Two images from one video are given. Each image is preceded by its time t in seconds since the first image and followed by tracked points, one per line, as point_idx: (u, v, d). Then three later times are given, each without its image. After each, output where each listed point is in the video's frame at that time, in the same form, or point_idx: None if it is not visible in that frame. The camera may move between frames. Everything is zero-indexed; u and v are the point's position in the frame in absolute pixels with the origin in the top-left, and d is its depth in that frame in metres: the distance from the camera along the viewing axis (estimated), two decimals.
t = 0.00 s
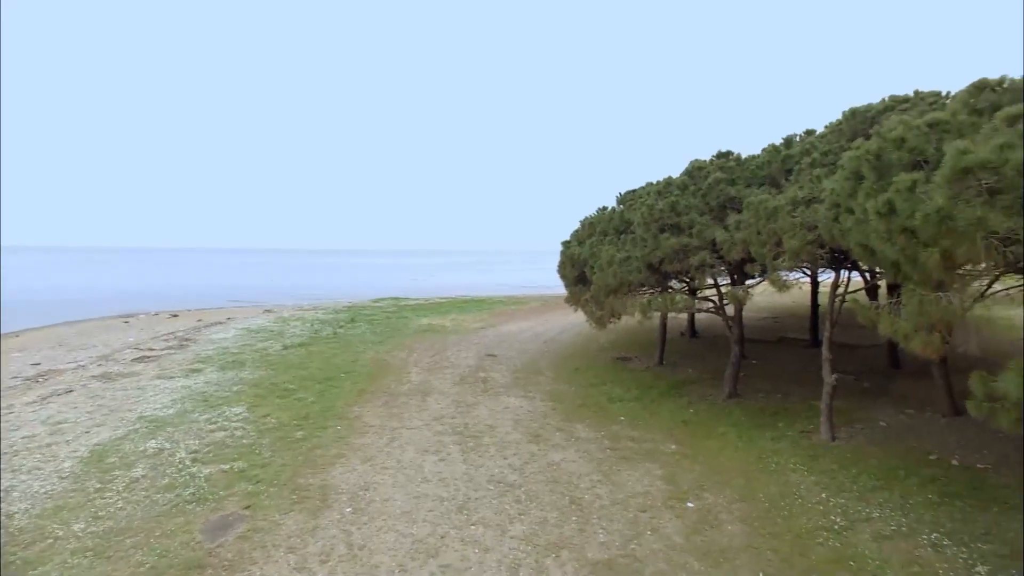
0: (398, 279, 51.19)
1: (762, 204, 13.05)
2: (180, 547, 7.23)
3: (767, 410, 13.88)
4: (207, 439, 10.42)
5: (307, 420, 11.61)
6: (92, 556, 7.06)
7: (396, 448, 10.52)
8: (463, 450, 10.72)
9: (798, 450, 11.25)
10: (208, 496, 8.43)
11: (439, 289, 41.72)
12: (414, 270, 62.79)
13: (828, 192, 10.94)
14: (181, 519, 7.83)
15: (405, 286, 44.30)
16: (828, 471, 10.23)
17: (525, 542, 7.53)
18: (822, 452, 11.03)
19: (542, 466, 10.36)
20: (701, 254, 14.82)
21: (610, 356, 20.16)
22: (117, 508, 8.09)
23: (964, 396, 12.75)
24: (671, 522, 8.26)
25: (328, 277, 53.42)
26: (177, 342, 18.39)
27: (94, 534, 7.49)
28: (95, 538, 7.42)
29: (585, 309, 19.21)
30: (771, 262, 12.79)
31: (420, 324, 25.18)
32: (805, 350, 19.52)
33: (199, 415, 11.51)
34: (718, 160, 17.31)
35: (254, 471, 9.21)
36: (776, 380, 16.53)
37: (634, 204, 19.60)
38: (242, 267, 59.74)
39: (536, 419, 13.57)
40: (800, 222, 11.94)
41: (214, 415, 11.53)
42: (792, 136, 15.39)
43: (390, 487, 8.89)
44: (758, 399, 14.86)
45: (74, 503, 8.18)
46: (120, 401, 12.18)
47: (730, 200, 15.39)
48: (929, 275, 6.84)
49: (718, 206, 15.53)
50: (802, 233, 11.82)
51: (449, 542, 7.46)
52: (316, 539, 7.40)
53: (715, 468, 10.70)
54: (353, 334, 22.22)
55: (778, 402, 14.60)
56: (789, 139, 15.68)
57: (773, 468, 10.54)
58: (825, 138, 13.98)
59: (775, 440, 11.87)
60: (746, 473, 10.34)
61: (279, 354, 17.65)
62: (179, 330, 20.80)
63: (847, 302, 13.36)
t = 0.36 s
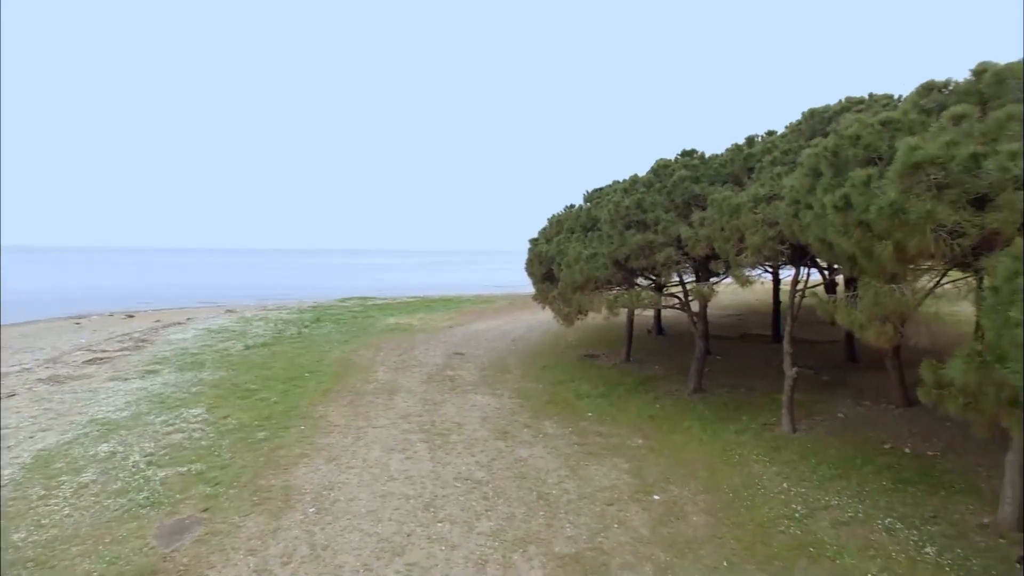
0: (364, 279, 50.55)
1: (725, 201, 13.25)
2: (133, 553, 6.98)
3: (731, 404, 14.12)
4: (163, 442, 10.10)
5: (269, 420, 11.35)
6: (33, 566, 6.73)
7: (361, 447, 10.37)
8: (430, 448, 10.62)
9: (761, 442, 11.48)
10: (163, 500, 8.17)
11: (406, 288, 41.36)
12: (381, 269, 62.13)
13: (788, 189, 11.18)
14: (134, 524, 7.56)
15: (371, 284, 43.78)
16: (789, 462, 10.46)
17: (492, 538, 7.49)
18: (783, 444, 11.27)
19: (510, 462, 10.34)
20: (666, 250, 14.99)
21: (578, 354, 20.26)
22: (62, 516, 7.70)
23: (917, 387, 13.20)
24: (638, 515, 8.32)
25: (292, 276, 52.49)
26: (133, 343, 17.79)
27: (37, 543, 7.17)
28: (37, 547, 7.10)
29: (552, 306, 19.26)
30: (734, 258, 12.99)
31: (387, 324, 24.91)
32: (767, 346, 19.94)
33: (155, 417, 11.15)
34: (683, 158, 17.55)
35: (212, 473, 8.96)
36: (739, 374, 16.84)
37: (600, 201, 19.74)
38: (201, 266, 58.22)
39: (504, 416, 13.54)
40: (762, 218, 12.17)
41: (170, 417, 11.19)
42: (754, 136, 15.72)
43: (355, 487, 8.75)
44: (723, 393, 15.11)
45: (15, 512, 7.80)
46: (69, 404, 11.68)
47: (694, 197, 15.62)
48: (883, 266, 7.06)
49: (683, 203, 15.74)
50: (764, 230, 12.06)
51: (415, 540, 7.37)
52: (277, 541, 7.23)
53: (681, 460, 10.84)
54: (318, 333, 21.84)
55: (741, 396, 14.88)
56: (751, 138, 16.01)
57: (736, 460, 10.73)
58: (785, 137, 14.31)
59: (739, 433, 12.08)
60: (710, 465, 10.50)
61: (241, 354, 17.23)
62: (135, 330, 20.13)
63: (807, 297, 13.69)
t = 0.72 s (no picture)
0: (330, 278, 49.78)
1: (689, 197, 13.43)
2: (81, 561, 6.70)
3: (696, 398, 14.34)
4: (116, 445, 9.75)
5: (229, 422, 11.07)
6: None
7: (325, 447, 10.18)
8: (396, 446, 10.49)
9: (725, 434, 11.68)
10: (115, 505, 7.88)
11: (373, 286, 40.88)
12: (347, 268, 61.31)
13: (750, 186, 11.41)
14: (83, 531, 7.27)
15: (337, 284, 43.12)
16: (752, 453, 10.67)
17: (459, 535, 7.43)
18: (746, 436, 11.50)
19: (477, 459, 10.28)
20: (632, 246, 15.12)
21: (546, 351, 20.31)
22: (4, 502, 7.14)
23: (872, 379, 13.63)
24: (605, 508, 8.36)
25: (256, 275, 51.35)
26: (85, 344, 17.14)
27: None
28: None
29: (519, 303, 19.25)
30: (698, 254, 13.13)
31: (352, 323, 24.57)
32: (730, 342, 20.32)
33: (107, 420, 10.76)
34: (648, 156, 17.73)
35: (168, 476, 8.69)
36: (704, 370, 17.11)
37: (567, 199, 19.81)
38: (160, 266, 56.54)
39: (471, 414, 13.47)
40: (724, 214, 12.37)
41: (124, 420, 10.81)
42: (718, 134, 15.99)
43: (318, 486, 8.59)
44: (688, 388, 15.33)
45: None
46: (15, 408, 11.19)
47: (659, 194, 15.79)
48: (839, 259, 7.25)
49: (648, 200, 15.92)
50: (727, 225, 12.26)
51: (380, 539, 7.26)
52: (237, 544, 7.04)
53: (647, 454, 10.95)
54: (281, 333, 21.39)
55: (706, 390, 15.12)
56: (714, 137, 16.30)
57: (701, 452, 10.88)
58: (748, 135, 14.63)
59: (703, 426, 12.26)
60: (676, 458, 10.62)
61: (200, 355, 16.77)
62: (87, 331, 19.41)
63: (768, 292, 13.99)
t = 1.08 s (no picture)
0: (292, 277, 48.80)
1: (653, 195, 13.56)
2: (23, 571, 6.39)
3: (661, 393, 14.51)
4: (63, 450, 9.35)
5: (185, 424, 10.74)
6: None
7: (287, 447, 9.96)
8: (360, 446, 10.32)
9: (689, 428, 11.84)
10: (61, 512, 7.54)
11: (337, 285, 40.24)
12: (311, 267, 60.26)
13: (712, 183, 11.60)
14: (25, 539, 6.93)
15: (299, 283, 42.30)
16: (716, 445, 10.84)
17: (424, 532, 7.35)
18: (710, 429, 11.68)
19: (442, 456, 10.20)
20: (598, 243, 15.20)
21: (513, 349, 20.30)
22: None
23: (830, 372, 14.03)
24: (571, 503, 8.38)
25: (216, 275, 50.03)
26: (31, 347, 16.41)
27: None
28: None
29: (485, 301, 19.17)
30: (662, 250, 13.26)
31: (316, 322, 24.14)
32: (694, 338, 20.64)
33: (53, 424, 10.31)
34: (613, 154, 17.85)
35: (119, 481, 8.37)
36: (668, 365, 17.34)
37: (533, 196, 19.82)
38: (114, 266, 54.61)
39: (437, 412, 13.36)
40: (688, 211, 12.53)
41: (72, 424, 10.38)
42: (681, 133, 16.22)
43: (279, 487, 8.39)
44: (654, 383, 15.52)
45: None
46: None
47: (624, 191, 15.92)
48: (797, 252, 7.40)
49: (614, 197, 16.04)
50: (690, 222, 12.42)
51: (343, 539, 7.13)
52: (192, 548, 6.82)
53: (612, 448, 11.02)
54: (241, 333, 20.87)
55: (670, 385, 15.32)
56: (678, 136, 16.53)
57: (665, 446, 11.00)
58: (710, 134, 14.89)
59: (668, 420, 12.41)
60: (641, 452, 10.71)
61: (155, 356, 16.23)
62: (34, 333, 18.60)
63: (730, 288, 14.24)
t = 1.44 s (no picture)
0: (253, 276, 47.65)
1: (616, 191, 13.65)
2: None
3: (626, 389, 14.66)
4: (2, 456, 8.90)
5: (137, 427, 10.35)
6: None
7: (245, 449, 9.70)
8: (322, 445, 10.12)
9: (653, 422, 11.98)
10: None
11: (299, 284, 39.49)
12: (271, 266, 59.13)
13: (674, 180, 11.73)
14: None
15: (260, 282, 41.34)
16: (679, 438, 11.00)
17: (387, 531, 7.24)
18: (673, 422, 11.84)
19: (407, 455, 10.08)
20: (562, 239, 15.24)
21: (478, 347, 20.24)
22: None
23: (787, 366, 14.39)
24: (536, 498, 8.37)
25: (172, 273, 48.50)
26: None
27: None
28: None
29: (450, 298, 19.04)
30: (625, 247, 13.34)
31: (277, 322, 23.62)
32: (657, 335, 20.91)
33: None
34: (577, 151, 17.93)
35: (64, 487, 8.00)
36: (633, 362, 17.53)
37: (497, 193, 19.77)
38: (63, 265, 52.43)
39: (401, 410, 13.20)
40: (650, 207, 12.66)
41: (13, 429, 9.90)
42: (645, 131, 16.41)
43: (236, 489, 8.16)
44: (618, 380, 15.66)
45: None
46: None
47: (588, 188, 16.03)
48: (755, 246, 7.54)
49: (578, 194, 16.14)
50: (653, 218, 12.56)
51: (303, 540, 6.97)
52: (142, 554, 6.56)
53: (578, 443, 11.07)
54: (198, 333, 20.27)
55: (635, 381, 15.48)
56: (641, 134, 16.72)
57: (629, 440, 11.10)
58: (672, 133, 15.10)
59: (632, 415, 12.53)
60: (606, 446, 10.79)
61: (106, 358, 15.61)
62: None
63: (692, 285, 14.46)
